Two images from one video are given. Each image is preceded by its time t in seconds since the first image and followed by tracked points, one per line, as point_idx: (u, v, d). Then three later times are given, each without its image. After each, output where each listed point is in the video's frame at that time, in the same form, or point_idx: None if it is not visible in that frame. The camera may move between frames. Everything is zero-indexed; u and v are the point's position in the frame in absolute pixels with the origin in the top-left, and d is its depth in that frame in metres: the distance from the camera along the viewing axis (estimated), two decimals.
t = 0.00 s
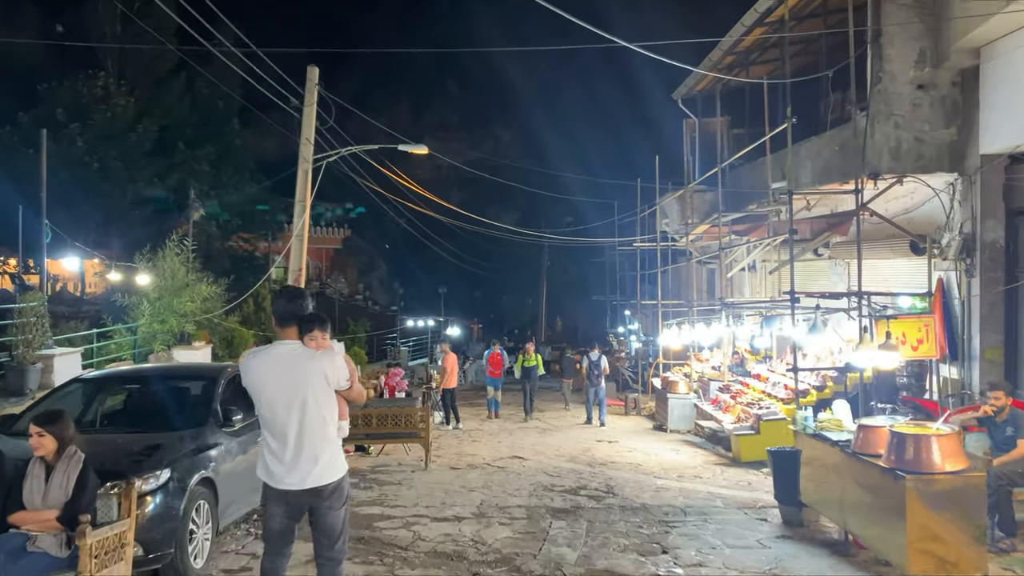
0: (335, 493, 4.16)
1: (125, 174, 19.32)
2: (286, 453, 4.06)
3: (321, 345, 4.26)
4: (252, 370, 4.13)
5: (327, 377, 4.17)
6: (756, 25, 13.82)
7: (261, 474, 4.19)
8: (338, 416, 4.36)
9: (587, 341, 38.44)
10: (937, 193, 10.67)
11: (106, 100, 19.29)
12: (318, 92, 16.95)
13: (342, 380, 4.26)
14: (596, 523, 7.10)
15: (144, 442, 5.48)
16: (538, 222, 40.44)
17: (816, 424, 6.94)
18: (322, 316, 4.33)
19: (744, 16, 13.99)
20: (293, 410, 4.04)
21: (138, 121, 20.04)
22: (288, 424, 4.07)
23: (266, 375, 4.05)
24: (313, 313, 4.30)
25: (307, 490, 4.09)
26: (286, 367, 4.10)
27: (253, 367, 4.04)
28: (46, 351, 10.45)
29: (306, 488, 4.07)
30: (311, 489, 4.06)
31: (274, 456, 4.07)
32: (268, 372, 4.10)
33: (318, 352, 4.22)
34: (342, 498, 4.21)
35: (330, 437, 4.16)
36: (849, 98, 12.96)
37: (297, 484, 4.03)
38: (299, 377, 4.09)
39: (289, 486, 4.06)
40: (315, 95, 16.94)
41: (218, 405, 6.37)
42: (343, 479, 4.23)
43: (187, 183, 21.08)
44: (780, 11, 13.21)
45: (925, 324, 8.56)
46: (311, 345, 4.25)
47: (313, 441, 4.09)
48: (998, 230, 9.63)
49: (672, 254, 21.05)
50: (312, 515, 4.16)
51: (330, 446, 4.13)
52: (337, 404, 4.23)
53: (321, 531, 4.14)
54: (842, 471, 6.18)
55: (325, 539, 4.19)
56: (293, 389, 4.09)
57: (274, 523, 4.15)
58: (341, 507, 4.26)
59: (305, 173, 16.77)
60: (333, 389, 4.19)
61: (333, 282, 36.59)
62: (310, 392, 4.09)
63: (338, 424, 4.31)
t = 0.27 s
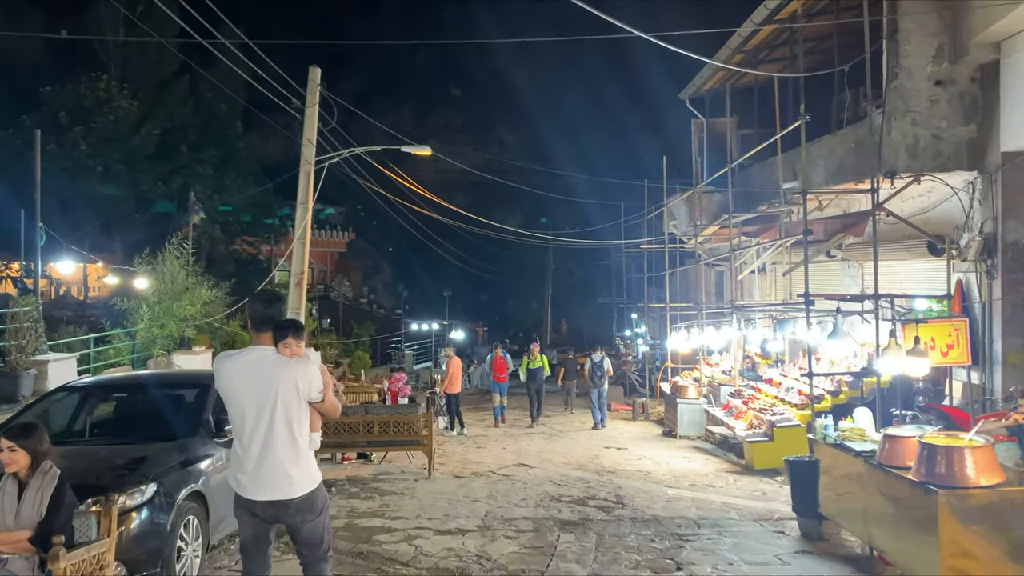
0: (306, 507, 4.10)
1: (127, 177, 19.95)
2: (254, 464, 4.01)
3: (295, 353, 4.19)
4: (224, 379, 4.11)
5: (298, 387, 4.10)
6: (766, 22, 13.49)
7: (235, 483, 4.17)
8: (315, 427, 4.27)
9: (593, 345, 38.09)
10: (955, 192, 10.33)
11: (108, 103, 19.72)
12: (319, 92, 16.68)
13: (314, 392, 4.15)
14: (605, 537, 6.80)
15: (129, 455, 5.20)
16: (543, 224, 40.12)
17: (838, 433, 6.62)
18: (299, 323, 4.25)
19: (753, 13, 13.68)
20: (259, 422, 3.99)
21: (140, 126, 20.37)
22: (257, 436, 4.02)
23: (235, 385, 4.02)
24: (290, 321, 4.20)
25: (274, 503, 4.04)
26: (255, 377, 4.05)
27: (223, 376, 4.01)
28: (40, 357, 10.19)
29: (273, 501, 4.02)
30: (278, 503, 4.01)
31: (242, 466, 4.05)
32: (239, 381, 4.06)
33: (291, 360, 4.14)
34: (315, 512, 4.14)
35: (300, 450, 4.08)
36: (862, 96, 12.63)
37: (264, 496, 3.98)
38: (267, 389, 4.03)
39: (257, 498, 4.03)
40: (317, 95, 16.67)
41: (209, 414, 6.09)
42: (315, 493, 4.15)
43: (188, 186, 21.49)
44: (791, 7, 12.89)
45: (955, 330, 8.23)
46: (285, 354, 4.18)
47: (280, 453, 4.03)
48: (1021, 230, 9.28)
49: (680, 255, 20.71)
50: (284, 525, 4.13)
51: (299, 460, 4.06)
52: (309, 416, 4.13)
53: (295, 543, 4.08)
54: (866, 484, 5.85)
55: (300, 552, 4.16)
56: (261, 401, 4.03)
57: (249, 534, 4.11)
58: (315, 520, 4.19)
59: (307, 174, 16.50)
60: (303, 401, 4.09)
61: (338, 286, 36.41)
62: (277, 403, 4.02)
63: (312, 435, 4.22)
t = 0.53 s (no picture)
0: (286, 507, 4.17)
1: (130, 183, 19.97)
2: (234, 463, 4.07)
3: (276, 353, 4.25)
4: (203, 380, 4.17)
5: (279, 387, 4.16)
6: (774, 19, 13.16)
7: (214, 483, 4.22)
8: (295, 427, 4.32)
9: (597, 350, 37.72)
10: (972, 191, 10.00)
11: (109, 107, 19.31)
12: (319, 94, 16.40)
13: (297, 392, 4.23)
14: (612, 549, 6.49)
15: (109, 465, 4.92)
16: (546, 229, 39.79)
17: (857, 440, 6.31)
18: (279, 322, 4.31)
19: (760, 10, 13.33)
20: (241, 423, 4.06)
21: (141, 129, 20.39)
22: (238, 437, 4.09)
23: (216, 386, 4.07)
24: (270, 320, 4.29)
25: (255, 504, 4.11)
26: (236, 378, 4.11)
27: (204, 376, 4.07)
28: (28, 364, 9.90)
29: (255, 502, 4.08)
30: (259, 504, 4.07)
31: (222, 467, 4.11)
32: (220, 382, 4.12)
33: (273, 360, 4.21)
34: (296, 512, 4.21)
35: (282, 451, 4.15)
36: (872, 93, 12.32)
37: (245, 496, 4.04)
38: (248, 390, 4.10)
39: (237, 499, 4.09)
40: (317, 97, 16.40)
41: (195, 422, 5.80)
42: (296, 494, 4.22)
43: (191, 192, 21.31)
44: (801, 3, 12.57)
45: (985, 331, 7.85)
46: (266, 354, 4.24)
47: (261, 453, 4.10)
48: None
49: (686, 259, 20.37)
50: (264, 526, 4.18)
51: (281, 460, 4.13)
52: (291, 417, 4.21)
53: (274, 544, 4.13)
54: (888, 494, 5.54)
55: (280, 552, 4.23)
56: (243, 401, 4.09)
57: (228, 538, 4.14)
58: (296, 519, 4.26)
59: (306, 177, 16.22)
60: (284, 401, 4.16)
61: (340, 291, 36.13)
62: (259, 404, 4.09)
63: (293, 436, 4.29)
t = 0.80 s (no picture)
0: (272, 524, 3.83)
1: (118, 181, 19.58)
2: (217, 480, 3.73)
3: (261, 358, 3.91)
4: (182, 387, 3.79)
5: (266, 396, 3.80)
6: (769, 10, 12.89)
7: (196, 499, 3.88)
8: (281, 438, 3.96)
9: (591, 347, 37.48)
10: (975, 183, 9.73)
11: (95, 104, 19.24)
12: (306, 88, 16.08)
13: (284, 400, 3.88)
14: (606, 557, 6.19)
15: (71, 475, 4.61)
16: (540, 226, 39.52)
17: (865, 443, 6.03)
18: (263, 327, 3.98)
19: (756, 1, 13.05)
20: (225, 434, 3.69)
21: (128, 127, 20.05)
22: (220, 450, 3.72)
23: (198, 395, 3.70)
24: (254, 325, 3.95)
25: (238, 521, 3.76)
26: (219, 385, 3.74)
27: (184, 386, 3.71)
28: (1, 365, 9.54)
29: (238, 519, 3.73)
30: (243, 521, 3.72)
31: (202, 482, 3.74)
32: (201, 391, 3.74)
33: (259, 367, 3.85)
34: (280, 528, 3.89)
35: (268, 464, 3.81)
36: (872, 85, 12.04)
37: (229, 514, 3.71)
38: (233, 398, 3.74)
39: (219, 516, 3.74)
40: (304, 92, 16.08)
41: (167, 427, 5.47)
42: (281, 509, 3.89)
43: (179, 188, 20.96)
44: None
45: (1006, 327, 7.25)
46: (250, 360, 3.90)
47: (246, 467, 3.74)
48: None
49: (681, 255, 20.14)
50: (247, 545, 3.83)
51: (268, 474, 3.79)
52: (277, 427, 3.86)
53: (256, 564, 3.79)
54: (900, 499, 5.25)
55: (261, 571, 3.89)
56: (227, 411, 3.73)
57: (206, 555, 3.77)
58: (279, 536, 3.93)
59: (293, 173, 15.90)
60: (271, 411, 3.81)
61: (330, 289, 35.79)
62: (244, 414, 3.73)
63: (278, 447, 3.95)
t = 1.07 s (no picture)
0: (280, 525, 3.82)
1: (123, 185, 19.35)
2: (226, 482, 3.67)
3: (265, 358, 3.91)
4: (184, 390, 3.72)
5: (272, 396, 3.80)
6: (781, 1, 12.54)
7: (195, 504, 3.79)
8: (283, 438, 3.97)
9: (601, 349, 37.10)
10: (1000, 174, 9.36)
11: (99, 109, 18.86)
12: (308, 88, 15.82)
13: (289, 400, 3.90)
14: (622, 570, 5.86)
15: (51, 489, 4.33)
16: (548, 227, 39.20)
17: (896, 447, 5.70)
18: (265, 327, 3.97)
19: None
20: (233, 437, 3.65)
21: (133, 132, 19.84)
22: (228, 452, 3.68)
23: (203, 398, 3.64)
24: (255, 325, 3.90)
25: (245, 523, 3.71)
26: (224, 387, 3.69)
27: (192, 388, 3.63)
28: None
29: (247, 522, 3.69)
30: (253, 521, 3.69)
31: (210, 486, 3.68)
32: (205, 393, 3.68)
33: (265, 367, 3.84)
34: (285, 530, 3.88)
35: (275, 465, 3.79)
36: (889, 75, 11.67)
37: (239, 516, 3.66)
38: (239, 400, 3.70)
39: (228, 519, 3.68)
40: (306, 92, 15.83)
41: (155, 434, 5.16)
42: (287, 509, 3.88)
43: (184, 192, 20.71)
44: None
45: None
46: (254, 360, 3.86)
47: (255, 468, 3.72)
48: None
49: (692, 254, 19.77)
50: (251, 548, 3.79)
51: (277, 473, 3.78)
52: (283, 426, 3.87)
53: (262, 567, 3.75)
54: (936, 507, 4.92)
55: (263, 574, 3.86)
56: (233, 413, 3.69)
57: (210, 561, 3.72)
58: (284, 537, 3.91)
59: (297, 175, 15.65)
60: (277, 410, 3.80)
61: (338, 293, 35.56)
62: (252, 415, 3.71)
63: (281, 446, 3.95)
